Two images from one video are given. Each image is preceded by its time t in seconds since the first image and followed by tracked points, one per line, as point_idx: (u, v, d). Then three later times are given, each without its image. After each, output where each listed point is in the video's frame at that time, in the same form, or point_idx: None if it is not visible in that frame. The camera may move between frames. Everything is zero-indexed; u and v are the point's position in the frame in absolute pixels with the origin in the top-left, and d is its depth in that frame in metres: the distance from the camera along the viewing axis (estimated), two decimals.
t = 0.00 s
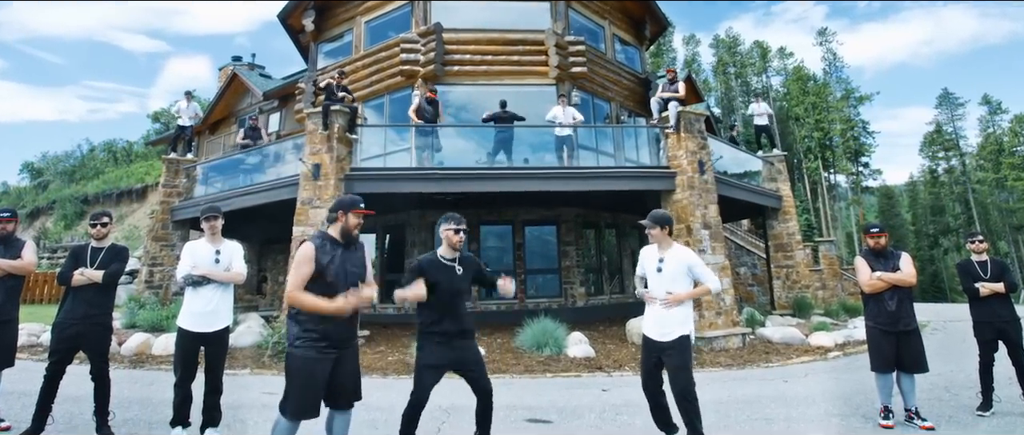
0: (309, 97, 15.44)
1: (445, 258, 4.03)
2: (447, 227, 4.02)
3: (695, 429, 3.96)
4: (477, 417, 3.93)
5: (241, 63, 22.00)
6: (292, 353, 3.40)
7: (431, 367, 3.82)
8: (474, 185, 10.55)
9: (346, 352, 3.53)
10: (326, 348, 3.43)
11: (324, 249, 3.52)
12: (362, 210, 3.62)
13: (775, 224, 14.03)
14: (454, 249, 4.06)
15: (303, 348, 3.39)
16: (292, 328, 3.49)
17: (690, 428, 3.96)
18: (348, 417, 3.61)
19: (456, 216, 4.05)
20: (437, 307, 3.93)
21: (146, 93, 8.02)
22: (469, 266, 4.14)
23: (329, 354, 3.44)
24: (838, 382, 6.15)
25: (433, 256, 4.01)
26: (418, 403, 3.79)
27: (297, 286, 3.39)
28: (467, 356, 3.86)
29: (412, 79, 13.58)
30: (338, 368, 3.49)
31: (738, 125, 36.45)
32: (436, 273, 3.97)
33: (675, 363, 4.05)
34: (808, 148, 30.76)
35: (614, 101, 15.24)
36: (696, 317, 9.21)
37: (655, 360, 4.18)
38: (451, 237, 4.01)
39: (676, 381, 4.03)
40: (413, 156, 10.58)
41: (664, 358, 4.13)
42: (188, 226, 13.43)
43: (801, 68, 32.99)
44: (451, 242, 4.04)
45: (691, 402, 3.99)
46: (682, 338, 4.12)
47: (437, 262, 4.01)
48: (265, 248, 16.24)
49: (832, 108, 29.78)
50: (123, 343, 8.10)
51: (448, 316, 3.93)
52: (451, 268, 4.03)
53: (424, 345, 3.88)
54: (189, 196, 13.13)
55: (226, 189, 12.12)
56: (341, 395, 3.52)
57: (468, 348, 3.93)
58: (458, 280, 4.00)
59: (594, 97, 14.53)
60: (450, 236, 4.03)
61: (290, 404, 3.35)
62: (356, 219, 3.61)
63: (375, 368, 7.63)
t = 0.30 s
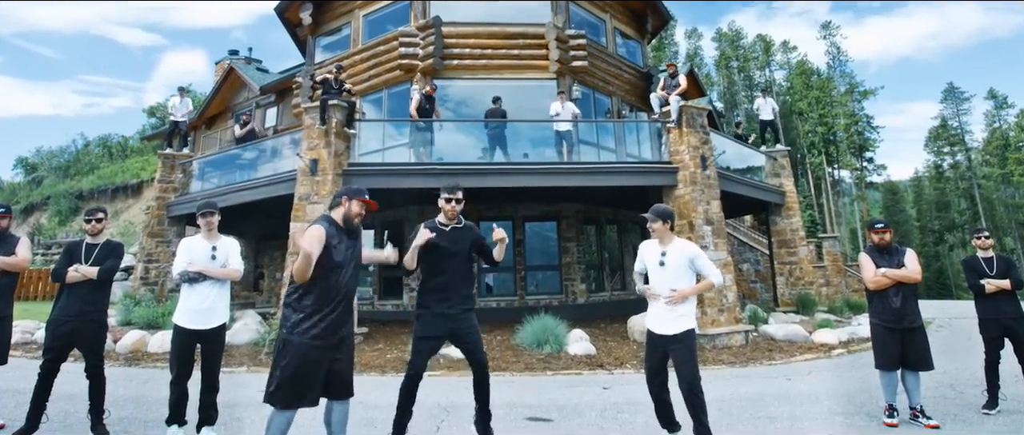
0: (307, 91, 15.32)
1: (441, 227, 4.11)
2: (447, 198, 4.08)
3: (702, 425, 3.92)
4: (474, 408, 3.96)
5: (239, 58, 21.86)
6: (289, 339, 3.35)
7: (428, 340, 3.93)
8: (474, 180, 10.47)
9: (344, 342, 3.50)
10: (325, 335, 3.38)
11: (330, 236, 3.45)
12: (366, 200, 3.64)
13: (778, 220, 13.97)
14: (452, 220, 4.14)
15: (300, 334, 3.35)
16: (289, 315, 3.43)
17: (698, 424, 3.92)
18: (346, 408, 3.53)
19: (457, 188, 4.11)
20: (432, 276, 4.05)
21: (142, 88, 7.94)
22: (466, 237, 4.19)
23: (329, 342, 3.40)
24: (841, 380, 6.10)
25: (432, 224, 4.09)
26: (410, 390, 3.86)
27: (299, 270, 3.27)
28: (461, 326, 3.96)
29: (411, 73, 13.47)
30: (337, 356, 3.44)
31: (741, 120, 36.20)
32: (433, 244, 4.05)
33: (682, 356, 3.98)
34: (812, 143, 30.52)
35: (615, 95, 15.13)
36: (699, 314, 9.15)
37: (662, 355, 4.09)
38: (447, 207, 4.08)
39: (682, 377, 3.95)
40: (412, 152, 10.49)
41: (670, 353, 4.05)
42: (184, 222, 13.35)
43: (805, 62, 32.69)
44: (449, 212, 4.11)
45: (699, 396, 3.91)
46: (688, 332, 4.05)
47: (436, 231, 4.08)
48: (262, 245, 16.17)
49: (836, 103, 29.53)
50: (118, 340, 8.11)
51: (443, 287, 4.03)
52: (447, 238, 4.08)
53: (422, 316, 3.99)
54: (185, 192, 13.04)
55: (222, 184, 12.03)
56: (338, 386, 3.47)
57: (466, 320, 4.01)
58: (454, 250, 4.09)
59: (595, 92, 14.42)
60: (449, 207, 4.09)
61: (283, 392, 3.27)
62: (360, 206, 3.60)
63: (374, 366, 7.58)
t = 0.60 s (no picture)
0: (304, 86, 15.21)
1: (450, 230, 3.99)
2: (460, 199, 4.01)
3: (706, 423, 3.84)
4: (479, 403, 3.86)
5: (235, 51, 21.72)
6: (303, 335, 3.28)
7: (438, 350, 3.82)
8: (474, 176, 10.39)
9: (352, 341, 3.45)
10: (336, 331, 3.34)
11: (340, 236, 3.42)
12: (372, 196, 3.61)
13: (781, 216, 13.89)
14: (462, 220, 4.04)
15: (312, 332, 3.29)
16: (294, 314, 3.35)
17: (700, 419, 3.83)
18: (360, 403, 3.45)
19: (469, 189, 4.05)
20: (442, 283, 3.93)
21: (137, 82, 7.85)
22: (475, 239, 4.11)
23: (339, 340, 3.35)
24: (845, 377, 6.04)
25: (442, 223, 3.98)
26: (421, 392, 3.77)
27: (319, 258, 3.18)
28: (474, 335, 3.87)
29: (410, 67, 13.37)
30: (348, 352, 3.39)
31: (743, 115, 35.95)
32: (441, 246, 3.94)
33: (688, 349, 3.91)
34: (815, 138, 30.25)
35: (616, 90, 15.01)
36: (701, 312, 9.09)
37: (667, 346, 4.01)
38: (458, 207, 4.00)
39: (687, 370, 3.88)
40: (411, 146, 10.40)
41: (675, 345, 3.98)
42: (180, 218, 13.26)
43: (809, 56, 32.40)
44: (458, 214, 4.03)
45: (704, 390, 3.84)
46: (694, 325, 3.98)
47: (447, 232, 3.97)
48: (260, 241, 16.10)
49: (841, 98, 29.32)
50: (112, 338, 8.09)
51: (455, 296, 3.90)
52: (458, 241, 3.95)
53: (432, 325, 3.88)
54: (181, 187, 12.96)
55: (219, 180, 11.94)
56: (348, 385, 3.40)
57: (474, 326, 3.91)
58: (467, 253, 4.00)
59: (596, 86, 14.30)
60: (459, 207, 4.01)
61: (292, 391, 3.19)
62: (365, 203, 3.55)
63: (373, 363, 7.52)
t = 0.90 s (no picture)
0: (302, 80, 15.10)
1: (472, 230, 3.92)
2: (479, 202, 4.01)
3: (708, 421, 3.75)
4: (493, 399, 3.82)
5: (232, 45, 21.58)
6: (367, 315, 3.31)
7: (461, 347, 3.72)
8: (474, 171, 10.31)
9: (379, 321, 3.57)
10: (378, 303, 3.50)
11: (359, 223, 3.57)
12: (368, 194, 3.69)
13: (785, 212, 13.82)
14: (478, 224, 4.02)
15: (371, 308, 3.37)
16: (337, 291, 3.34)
17: (701, 420, 3.75)
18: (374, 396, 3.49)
19: (487, 194, 4.07)
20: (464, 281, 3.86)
21: (133, 76, 7.76)
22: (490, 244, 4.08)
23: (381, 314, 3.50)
24: (849, 376, 5.98)
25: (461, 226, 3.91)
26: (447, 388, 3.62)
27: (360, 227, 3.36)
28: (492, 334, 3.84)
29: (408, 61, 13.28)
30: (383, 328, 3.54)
31: (746, 110, 35.74)
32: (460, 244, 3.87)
33: (690, 347, 3.83)
34: (819, 133, 30.04)
35: (618, 84, 14.92)
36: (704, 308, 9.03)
37: (669, 345, 3.94)
38: (478, 209, 4.00)
39: (689, 367, 3.80)
40: (409, 141, 10.32)
41: (677, 344, 3.91)
42: (176, 214, 13.20)
43: (813, 50, 32.16)
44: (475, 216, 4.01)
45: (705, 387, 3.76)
46: (696, 324, 3.91)
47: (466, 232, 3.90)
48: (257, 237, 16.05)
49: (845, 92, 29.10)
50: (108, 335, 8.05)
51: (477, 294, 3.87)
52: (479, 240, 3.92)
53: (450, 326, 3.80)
54: (177, 183, 12.89)
55: (215, 176, 11.86)
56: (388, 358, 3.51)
57: (488, 327, 3.88)
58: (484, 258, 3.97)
59: (597, 81, 14.20)
60: (477, 210, 4.01)
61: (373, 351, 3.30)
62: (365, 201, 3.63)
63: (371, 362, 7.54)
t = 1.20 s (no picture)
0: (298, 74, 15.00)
1: (500, 241, 3.94)
2: (505, 211, 4.01)
3: (705, 422, 3.67)
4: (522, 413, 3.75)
5: (228, 39, 21.47)
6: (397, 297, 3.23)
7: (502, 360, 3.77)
8: (474, 166, 10.23)
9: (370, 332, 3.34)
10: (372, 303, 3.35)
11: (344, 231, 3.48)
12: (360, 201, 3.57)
13: (788, 208, 13.76)
14: (508, 233, 4.02)
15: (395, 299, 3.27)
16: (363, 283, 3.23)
17: (699, 422, 3.68)
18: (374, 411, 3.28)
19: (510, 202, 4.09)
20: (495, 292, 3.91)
21: (129, 71, 7.68)
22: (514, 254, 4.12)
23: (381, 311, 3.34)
24: (853, 373, 5.93)
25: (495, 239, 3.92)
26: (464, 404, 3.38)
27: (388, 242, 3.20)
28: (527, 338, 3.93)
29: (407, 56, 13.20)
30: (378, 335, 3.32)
31: (748, 105, 35.55)
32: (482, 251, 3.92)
33: (688, 351, 3.76)
34: (822, 127, 29.83)
35: (619, 79, 14.81)
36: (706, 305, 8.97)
37: (668, 349, 3.88)
38: (506, 219, 3.99)
39: (686, 371, 3.72)
40: (408, 137, 10.24)
41: (677, 348, 3.85)
42: (172, 210, 13.14)
43: (816, 45, 31.92)
44: (504, 228, 4.01)
45: (700, 389, 3.67)
46: (695, 327, 3.83)
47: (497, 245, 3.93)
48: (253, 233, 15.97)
49: (849, 87, 28.90)
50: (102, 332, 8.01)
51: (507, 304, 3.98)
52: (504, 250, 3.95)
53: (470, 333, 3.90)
54: (173, 178, 12.83)
55: (212, 171, 11.78)
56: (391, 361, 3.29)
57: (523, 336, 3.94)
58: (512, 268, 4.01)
59: (598, 75, 14.10)
60: (506, 219, 4.01)
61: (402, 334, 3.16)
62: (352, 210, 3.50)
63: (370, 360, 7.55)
